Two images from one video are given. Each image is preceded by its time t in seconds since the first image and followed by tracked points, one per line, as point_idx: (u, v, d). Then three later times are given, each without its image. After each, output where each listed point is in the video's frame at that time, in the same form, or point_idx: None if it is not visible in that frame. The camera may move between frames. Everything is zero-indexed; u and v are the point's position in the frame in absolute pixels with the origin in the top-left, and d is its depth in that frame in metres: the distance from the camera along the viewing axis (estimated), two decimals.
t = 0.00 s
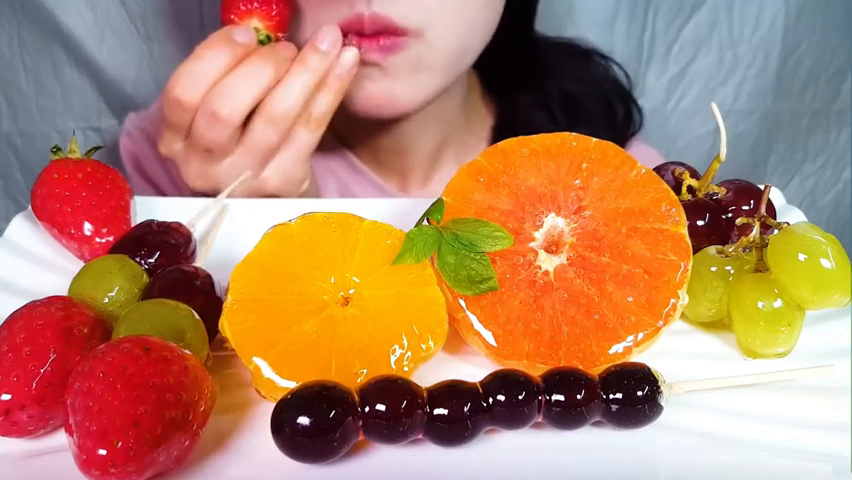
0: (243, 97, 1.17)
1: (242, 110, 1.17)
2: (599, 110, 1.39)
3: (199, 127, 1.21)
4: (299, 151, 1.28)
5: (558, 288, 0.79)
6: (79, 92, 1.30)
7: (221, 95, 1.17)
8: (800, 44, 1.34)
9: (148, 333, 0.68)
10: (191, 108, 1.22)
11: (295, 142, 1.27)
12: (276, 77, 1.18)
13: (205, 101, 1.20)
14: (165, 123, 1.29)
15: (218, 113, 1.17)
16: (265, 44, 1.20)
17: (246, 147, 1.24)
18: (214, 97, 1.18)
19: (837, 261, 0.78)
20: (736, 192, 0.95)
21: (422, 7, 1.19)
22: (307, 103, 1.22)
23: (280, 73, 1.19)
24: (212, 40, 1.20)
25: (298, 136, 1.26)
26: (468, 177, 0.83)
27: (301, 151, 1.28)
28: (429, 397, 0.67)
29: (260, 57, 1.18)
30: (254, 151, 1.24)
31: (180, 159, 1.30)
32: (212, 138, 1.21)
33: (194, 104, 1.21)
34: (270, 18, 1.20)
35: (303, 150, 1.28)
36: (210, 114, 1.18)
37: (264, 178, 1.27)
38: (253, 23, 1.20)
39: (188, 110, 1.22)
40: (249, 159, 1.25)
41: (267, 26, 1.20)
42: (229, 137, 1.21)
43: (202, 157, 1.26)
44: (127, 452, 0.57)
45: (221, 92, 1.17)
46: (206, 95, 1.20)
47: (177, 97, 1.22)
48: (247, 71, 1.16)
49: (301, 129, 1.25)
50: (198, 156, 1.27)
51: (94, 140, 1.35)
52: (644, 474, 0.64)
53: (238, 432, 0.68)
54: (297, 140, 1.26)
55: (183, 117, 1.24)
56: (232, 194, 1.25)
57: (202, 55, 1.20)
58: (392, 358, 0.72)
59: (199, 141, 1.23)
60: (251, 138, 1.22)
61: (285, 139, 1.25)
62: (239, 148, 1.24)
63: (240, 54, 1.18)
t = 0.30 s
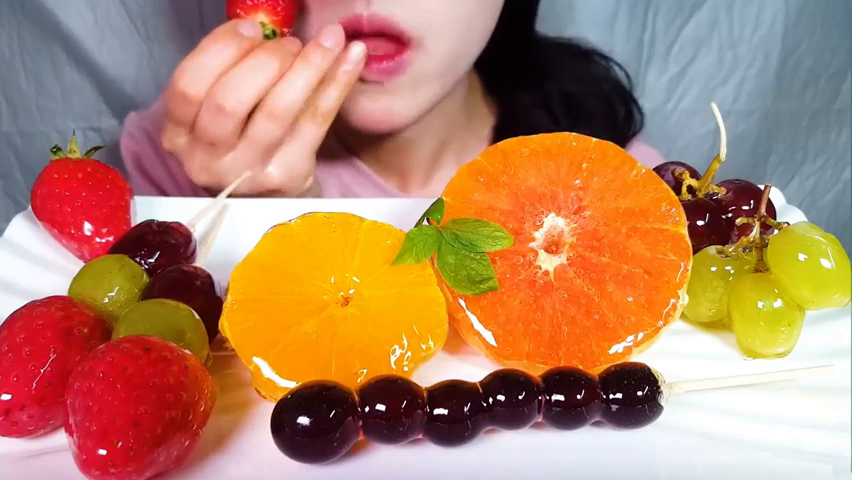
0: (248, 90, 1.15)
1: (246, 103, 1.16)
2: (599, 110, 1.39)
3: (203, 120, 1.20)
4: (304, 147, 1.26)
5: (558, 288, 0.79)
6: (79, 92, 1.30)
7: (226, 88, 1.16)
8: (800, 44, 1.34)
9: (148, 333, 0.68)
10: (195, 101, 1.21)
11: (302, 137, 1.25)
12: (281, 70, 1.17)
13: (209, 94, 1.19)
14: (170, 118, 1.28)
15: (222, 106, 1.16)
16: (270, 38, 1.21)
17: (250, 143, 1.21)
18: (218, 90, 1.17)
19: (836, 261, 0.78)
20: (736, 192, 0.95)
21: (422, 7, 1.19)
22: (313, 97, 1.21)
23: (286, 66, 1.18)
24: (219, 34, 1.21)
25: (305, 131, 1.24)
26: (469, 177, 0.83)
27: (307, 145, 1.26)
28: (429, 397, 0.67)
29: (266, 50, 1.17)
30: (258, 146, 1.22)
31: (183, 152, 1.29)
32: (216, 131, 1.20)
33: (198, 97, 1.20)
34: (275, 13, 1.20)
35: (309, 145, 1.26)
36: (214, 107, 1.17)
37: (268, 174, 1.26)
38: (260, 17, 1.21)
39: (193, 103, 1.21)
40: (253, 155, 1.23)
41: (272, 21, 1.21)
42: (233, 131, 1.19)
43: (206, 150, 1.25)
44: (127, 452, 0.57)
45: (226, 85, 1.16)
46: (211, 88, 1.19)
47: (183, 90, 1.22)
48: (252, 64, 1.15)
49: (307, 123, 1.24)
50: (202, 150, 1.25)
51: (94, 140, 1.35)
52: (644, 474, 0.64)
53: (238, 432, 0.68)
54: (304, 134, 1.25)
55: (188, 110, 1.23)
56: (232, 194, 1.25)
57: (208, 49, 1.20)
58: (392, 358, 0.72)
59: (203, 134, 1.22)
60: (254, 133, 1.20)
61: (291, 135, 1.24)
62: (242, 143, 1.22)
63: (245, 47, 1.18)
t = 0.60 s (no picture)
0: (230, 80, 1.17)
1: (228, 94, 1.18)
2: (599, 110, 1.39)
3: (185, 110, 1.21)
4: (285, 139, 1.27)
5: (558, 288, 0.79)
6: (79, 92, 1.30)
7: (209, 78, 1.17)
8: (800, 44, 1.34)
9: (148, 333, 0.68)
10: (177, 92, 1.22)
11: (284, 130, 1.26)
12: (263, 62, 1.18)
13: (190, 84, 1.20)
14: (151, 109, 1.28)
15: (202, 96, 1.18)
16: (254, 30, 1.21)
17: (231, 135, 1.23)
18: (201, 81, 1.18)
19: (837, 261, 0.78)
20: (736, 192, 0.95)
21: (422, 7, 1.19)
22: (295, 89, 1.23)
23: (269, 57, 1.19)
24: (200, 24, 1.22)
25: (287, 124, 1.26)
26: (469, 177, 0.83)
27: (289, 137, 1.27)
28: (429, 397, 0.67)
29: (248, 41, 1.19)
30: (238, 139, 1.23)
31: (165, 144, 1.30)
32: (198, 122, 1.21)
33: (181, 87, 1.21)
34: (259, 4, 1.21)
35: (291, 138, 1.27)
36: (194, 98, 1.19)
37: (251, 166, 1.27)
38: (242, 9, 1.21)
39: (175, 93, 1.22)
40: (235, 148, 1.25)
41: (256, 12, 1.21)
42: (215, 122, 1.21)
43: (188, 142, 1.26)
44: (127, 452, 0.57)
45: (208, 75, 1.17)
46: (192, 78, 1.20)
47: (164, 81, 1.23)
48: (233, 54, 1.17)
49: (290, 115, 1.25)
50: (185, 142, 1.26)
51: (94, 140, 1.35)
52: (644, 473, 0.64)
53: (238, 432, 0.68)
54: (286, 126, 1.26)
55: (169, 102, 1.24)
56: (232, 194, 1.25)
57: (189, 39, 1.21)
58: (392, 358, 0.72)
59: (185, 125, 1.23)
60: (236, 125, 1.21)
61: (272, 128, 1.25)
62: (223, 136, 1.23)
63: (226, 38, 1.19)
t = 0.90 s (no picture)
0: (162, 74, 1.15)
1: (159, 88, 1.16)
2: (599, 110, 1.40)
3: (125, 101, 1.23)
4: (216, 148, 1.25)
5: (559, 288, 0.79)
6: (78, 91, 1.31)
7: (144, 72, 1.17)
8: (800, 44, 1.34)
9: (148, 333, 0.68)
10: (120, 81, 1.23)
11: (214, 139, 1.23)
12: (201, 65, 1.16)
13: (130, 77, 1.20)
14: (108, 98, 1.29)
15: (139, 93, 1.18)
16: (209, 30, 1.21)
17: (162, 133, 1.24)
18: (137, 75, 1.18)
19: (837, 261, 0.78)
20: (736, 192, 0.95)
21: (423, 6, 1.20)
22: (231, 99, 1.21)
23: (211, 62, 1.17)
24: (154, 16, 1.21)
25: (217, 132, 1.23)
26: (469, 177, 0.83)
27: (222, 147, 1.25)
28: (429, 397, 0.67)
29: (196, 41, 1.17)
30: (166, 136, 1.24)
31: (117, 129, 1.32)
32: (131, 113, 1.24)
33: (123, 79, 1.22)
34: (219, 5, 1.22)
35: (223, 148, 1.25)
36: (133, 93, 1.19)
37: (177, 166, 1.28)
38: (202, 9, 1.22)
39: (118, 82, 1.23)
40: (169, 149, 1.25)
41: (215, 13, 1.22)
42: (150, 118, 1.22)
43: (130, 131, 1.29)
44: (127, 452, 0.57)
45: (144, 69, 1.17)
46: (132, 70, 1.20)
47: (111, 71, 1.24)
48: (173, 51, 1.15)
49: (220, 125, 1.22)
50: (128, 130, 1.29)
51: (93, 140, 1.35)
52: (644, 474, 0.64)
53: (238, 432, 0.68)
54: (216, 136, 1.23)
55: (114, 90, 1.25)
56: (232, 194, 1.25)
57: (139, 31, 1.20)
58: (392, 358, 0.72)
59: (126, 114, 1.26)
60: (169, 124, 1.21)
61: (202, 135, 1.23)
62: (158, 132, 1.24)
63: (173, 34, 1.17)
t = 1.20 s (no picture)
0: (161, 88, 1.16)
1: (154, 104, 1.17)
2: (599, 110, 1.40)
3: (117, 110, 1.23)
4: (202, 165, 1.25)
5: (559, 288, 0.79)
6: (78, 91, 1.32)
7: (143, 83, 1.17)
8: (800, 44, 1.34)
9: (148, 333, 0.68)
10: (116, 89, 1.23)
11: (201, 157, 1.24)
12: (197, 84, 1.16)
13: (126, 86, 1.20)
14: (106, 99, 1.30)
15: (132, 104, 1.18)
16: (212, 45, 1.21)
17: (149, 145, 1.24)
18: (135, 84, 1.18)
19: (837, 261, 0.78)
20: (736, 192, 0.95)
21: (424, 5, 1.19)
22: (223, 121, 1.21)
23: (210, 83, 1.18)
24: (160, 28, 1.21)
25: (205, 151, 1.23)
26: (468, 177, 0.83)
27: (208, 165, 1.25)
28: (429, 397, 0.67)
29: (197, 57, 1.16)
30: (153, 149, 1.23)
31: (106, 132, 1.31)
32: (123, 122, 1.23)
33: (119, 88, 1.22)
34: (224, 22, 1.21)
35: (209, 166, 1.26)
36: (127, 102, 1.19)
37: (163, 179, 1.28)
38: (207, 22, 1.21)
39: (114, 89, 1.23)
40: (155, 161, 1.25)
41: (220, 29, 1.21)
42: (142, 128, 1.22)
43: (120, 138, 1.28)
44: (127, 452, 0.57)
45: (143, 80, 1.17)
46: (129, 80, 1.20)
47: (109, 76, 1.23)
48: (174, 66, 1.15)
49: (208, 144, 1.23)
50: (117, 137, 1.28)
51: (93, 140, 1.36)
52: (644, 473, 0.64)
53: (238, 433, 0.68)
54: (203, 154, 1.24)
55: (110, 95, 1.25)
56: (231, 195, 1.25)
57: (141, 43, 1.21)
58: (392, 358, 0.72)
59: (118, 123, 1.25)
60: (159, 137, 1.21)
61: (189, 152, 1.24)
62: (147, 143, 1.24)
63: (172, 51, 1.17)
